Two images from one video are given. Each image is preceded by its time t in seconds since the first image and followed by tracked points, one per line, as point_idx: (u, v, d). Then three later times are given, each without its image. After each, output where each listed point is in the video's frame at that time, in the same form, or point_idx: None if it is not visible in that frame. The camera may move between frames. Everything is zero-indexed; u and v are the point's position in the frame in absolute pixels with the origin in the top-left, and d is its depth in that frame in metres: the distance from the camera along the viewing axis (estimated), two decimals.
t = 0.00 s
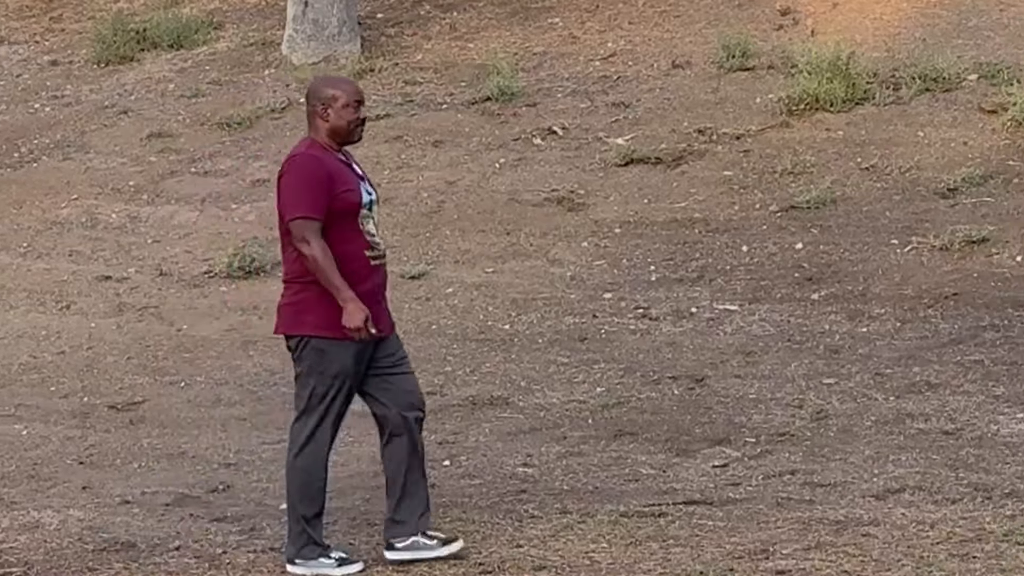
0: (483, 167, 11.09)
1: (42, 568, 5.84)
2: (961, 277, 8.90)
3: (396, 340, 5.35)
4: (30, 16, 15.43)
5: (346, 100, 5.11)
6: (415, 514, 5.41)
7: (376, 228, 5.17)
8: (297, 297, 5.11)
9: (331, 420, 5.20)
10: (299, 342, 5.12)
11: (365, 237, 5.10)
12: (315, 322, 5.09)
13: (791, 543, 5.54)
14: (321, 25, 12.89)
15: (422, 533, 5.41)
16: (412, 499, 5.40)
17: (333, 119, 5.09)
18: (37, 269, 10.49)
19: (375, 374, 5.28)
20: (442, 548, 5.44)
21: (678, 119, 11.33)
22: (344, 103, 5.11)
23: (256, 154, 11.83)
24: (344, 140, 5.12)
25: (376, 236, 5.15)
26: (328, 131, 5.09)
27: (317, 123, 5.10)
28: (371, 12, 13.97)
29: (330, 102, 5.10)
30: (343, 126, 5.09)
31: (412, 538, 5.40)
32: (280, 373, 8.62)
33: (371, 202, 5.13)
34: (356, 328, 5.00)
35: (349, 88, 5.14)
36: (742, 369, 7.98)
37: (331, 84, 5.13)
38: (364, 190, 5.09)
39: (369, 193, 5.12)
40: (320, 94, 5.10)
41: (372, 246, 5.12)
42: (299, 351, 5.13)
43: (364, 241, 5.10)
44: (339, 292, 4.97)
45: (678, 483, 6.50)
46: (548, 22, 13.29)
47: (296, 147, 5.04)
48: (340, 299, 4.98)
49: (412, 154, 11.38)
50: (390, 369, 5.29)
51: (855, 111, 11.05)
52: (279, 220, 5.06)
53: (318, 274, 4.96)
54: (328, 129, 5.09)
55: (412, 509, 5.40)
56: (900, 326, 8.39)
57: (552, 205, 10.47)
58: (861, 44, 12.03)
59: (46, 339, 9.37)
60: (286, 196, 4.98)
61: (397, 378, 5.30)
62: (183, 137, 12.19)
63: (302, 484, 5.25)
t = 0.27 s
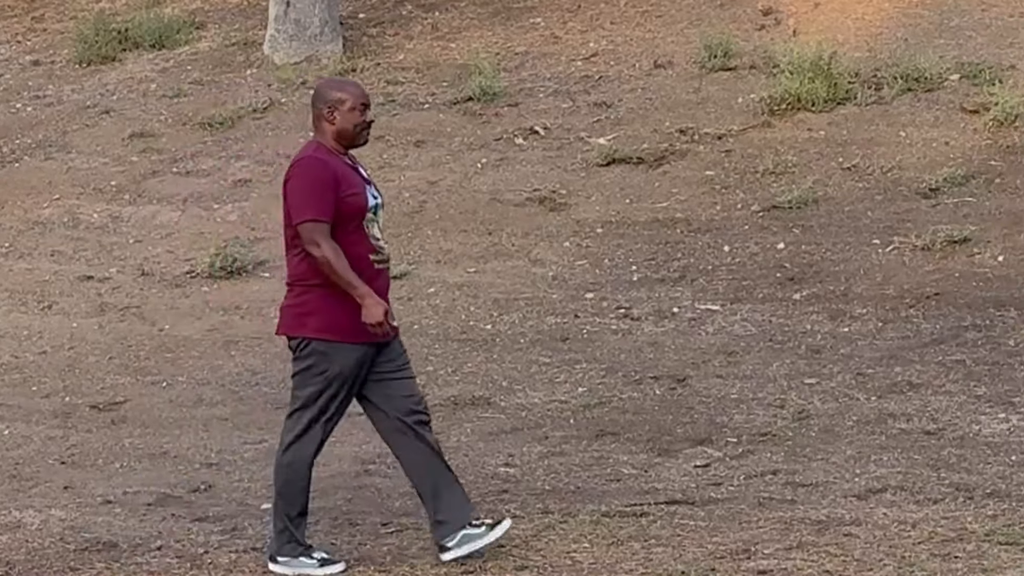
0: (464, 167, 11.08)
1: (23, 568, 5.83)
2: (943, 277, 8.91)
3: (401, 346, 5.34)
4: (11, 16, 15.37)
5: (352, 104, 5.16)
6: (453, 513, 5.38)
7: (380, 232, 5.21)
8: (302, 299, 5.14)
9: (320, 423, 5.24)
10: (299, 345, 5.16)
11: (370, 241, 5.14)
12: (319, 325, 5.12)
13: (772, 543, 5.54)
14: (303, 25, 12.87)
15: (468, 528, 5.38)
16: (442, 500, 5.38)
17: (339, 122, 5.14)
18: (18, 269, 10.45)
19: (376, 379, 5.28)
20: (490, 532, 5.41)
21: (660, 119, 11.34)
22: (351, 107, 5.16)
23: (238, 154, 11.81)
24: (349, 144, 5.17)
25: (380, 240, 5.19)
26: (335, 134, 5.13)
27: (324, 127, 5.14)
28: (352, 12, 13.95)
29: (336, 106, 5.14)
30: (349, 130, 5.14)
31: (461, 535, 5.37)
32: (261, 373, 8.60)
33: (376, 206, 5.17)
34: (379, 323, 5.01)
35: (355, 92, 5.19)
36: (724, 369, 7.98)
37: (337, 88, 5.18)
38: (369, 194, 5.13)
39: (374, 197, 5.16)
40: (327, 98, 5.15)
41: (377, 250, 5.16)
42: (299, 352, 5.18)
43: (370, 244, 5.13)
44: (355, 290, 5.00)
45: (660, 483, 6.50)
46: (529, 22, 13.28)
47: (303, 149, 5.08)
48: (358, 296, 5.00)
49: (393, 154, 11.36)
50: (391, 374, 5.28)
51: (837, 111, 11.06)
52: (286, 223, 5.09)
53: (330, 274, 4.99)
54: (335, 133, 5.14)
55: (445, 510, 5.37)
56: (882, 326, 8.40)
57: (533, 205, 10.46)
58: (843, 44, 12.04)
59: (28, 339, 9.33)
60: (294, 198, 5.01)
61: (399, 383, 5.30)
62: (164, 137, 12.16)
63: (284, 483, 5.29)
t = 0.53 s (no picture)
0: (446, 167, 11.08)
1: (5, 568, 5.81)
2: (924, 277, 8.93)
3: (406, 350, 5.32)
4: None
5: (360, 108, 5.14)
6: (469, 512, 5.34)
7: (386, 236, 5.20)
8: (309, 302, 5.13)
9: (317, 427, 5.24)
10: (303, 347, 5.16)
11: (377, 245, 5.13)
12: (325, 328, 5.11)
13: (754, 543, 5.55)
14: (285, 25, 12.85)
15: (485, 526, 5.35)
16: (455, 501, 5.34)
17: (347, 126, 5.12)
18: None
19: (379, 384, 5.26)
20: (508, 528, 5.38)
21: (642, 119, 11.34)
22: (358, 110, 5.14)
23: (220, 154, 11.78)
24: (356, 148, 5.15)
25: (387, 244, 5.18)
26: (342, 138, 5.11)
27: (331, 131, 5.12)
28: (335, 12, 13.93)
29: (344, 110, 5.12)
30: (357, 134, 5.12)
31: (480, 532, 5.35)
32: (244, 373, 8.58)
33: (383, 210, 5.16)
34: (393, 324, 4.99)
35: (362, 96, 5.17)
36: (705, 370, 7.98)
37: (344, 92, 5.16)
38: (377, 199, 5.12)
39: (381, 201, 5.15)
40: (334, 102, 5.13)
41: (384, 255, 5.14)
42: (301, 356, 5.18)
43: (377, 249, 5.12)
44: (369, 291, 4.98)
45: (642, 483, 6.49)
46: (511, 22, 13.28)
47: (311, 153, 5.06)
48: (372, 297, 4.98)
49: (375, 154, 11.36)
50: (393, 379, 5.26)
51: (819, 111, 11.08)
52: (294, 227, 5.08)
53: (342, 277, 4.97)
54: (342, 137, 5.12)
55: (461, 510, 5.34)
56: (864, 326, 8.41)
57: (515, 205, 10.46)
58: (825, 44, 12.05)
59: (9, 340, 9.30)
60: (302, 202, 4.99)
61: (402, 388, 5.27)
62: (146, 137, 12.13)
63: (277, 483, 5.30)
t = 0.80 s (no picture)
0: (428, 167, 11.07)
1: None
2: (906, 277, 8.94)
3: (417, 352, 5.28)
4: None
5: (368, 110, 5.12)
6: (464, 522, 5.30)
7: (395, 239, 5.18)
8: (319, 305, 5.12)
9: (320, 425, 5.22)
10: (311, 349, 5.15)
11: (387, 247, 5.11)
12: (334, 330, 5.10)
13: (736, 543, 5.55)
14: (267, 25, 12.83)
15: (477, 537, 5.31)
16: (451, 510, 5.31)
17: (356, 129, 5.10)
18: None
19: (387, 386, 5.22)
20: (501, 542, 5.33)
21: (624, 119, 11.34)
22: (367, 113, 5.11)
23: (201, 153, 11.75)
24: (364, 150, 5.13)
25: (396, 247, 5.16)
26: (351, 141, 5.09)
27: (339, 133, 5.10)
28: (316, 12, 13.91)
29: (352, 112, 5.10)
30: (365, 136, 5.10)
31: (472, 544, 5.30)
32: (225, 373, 8.55)
33: (392, 212, 5.14)
34: (404, 325, 4.97)
35: (371, 98, 5.14)
36: (687, 370, 7.98)
37: (353, 95, 5.14)
38: (386, 201, 5.10)
39: (391, 204, 5.13)
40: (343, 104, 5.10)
41: (393, 257, 5.13)
42: (309, 356, 5.17)
43: (387, 251, 5.10)
44: (379, 293, 4.96)
45: (623, 483, 6.49)
46: (493, 22, 13.27)
47: (320, 156, 5.04)
48: (382, 299, 4.96)
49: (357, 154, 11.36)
50: (401, 382, 5.22)
51: (801, 111, 11.09)
52: (303, 230, 5.06)
53: (352, 279, 4.95)
54: (351, 139, 5.10)
55: (453, 520, 5.30)
56: (846, 326, 8.43)
57: (497, 206, 10.45)
58: (807, 44, 12.05)
59: None
60: (311, 206, 4.97)
61: (410, 391, 5.23)
62: (128, 137, 12.10)
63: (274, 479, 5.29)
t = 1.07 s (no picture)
0: (410, 167, 11.06)
1: None
2: (888, 277, 8.95)
3: (428, 352, 5.27)
4: None
5: (378, 108, 5.10)
6: (452, 531, 5.32)
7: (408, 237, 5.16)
8: (331, 305, 5.09)
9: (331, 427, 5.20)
10: (323, 349, 5.13)
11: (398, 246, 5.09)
12: (347, 331, 5.08)
13: (718, 543, 5.55)
14: (248, 25, 12.80)
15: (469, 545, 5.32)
16: (443, 518, 5.31)
17: (365, 127, 5.08)
18: None
19: (398, 386, 5.22)
20: (491, 553, 5.34)
21: (606, 119, 11.34)
22: (376, 111, 5.10)
23: (183, 153, 11.72)
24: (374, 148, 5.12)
25: (408, 245, 5.14)
26: (360, 139, 5.08)
27: (349, 132, 5.09)
28: (298, 12, 13.88)
29: (361, 111, 5.09)
30: (375, 135, 5.09)
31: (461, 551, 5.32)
32: (208, 373, 8.53)
33: (403, 211, 5.12)
34: (408, 328, 4.96)
35: (381, 96, 5.13)
36: (669, 370, 7.99)
37: (362, 93, 5.13)
38: (397, 199, 5.08)
39: (402, 202, 5.11)
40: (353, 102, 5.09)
41: (405, 255, 5.10)
42: (322, 357, 5.14)
43: (398, 250, 5.08)
44: (384, 294, 4.94)
45: (605, 483, 6.49)
46: (475, 22, 13.26)
47: (329, 155, 5.03)
48: (387, 301, 4.95)
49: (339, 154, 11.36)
50: (412, 383, 5.22)
51: (782, 111, 11.10)
52: (314, 229, 5.04)
53: (359, 280, 4.93)
54: (361, 137, 5.08)
55: (443, 527, 5.31)
56: (827, 326, 8.44)
57: (479, 206, 10.45)
58: (789, 45, 12.06)
59: None
60: (320, 205, 4.96)
61: (421, 393, 5.23)
62: (110, 137, 12.06)
63: (280, 475, 5.29)
